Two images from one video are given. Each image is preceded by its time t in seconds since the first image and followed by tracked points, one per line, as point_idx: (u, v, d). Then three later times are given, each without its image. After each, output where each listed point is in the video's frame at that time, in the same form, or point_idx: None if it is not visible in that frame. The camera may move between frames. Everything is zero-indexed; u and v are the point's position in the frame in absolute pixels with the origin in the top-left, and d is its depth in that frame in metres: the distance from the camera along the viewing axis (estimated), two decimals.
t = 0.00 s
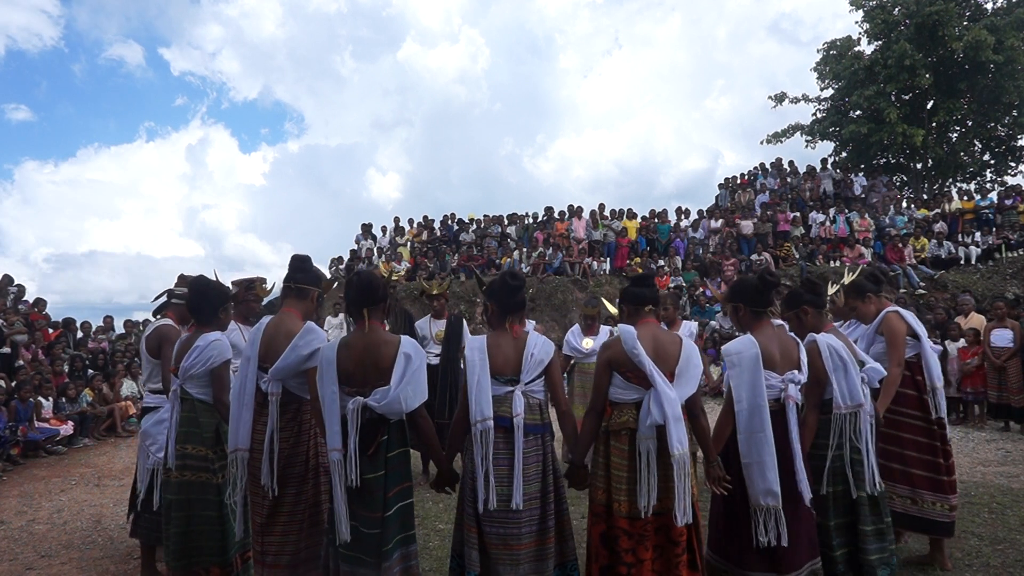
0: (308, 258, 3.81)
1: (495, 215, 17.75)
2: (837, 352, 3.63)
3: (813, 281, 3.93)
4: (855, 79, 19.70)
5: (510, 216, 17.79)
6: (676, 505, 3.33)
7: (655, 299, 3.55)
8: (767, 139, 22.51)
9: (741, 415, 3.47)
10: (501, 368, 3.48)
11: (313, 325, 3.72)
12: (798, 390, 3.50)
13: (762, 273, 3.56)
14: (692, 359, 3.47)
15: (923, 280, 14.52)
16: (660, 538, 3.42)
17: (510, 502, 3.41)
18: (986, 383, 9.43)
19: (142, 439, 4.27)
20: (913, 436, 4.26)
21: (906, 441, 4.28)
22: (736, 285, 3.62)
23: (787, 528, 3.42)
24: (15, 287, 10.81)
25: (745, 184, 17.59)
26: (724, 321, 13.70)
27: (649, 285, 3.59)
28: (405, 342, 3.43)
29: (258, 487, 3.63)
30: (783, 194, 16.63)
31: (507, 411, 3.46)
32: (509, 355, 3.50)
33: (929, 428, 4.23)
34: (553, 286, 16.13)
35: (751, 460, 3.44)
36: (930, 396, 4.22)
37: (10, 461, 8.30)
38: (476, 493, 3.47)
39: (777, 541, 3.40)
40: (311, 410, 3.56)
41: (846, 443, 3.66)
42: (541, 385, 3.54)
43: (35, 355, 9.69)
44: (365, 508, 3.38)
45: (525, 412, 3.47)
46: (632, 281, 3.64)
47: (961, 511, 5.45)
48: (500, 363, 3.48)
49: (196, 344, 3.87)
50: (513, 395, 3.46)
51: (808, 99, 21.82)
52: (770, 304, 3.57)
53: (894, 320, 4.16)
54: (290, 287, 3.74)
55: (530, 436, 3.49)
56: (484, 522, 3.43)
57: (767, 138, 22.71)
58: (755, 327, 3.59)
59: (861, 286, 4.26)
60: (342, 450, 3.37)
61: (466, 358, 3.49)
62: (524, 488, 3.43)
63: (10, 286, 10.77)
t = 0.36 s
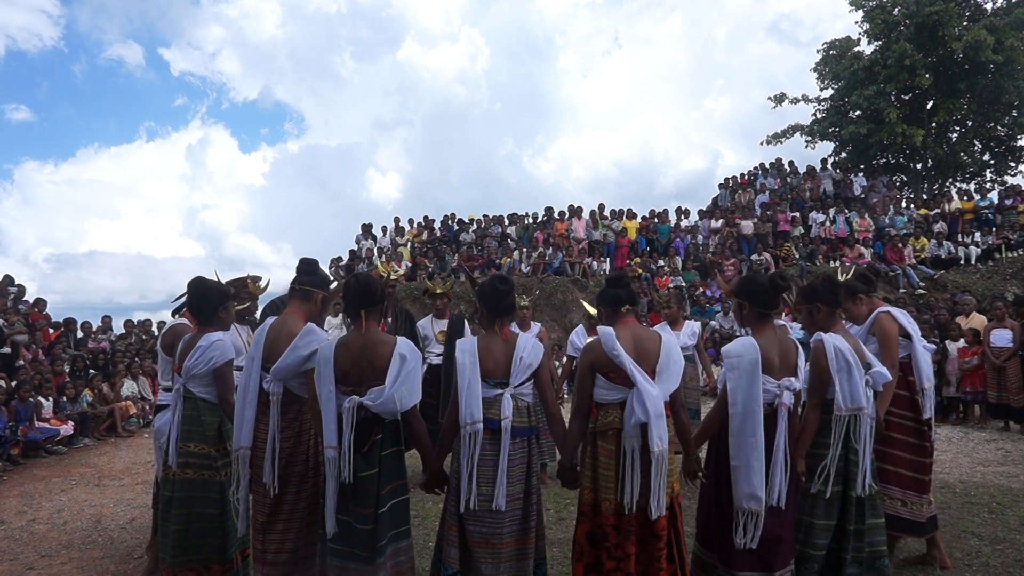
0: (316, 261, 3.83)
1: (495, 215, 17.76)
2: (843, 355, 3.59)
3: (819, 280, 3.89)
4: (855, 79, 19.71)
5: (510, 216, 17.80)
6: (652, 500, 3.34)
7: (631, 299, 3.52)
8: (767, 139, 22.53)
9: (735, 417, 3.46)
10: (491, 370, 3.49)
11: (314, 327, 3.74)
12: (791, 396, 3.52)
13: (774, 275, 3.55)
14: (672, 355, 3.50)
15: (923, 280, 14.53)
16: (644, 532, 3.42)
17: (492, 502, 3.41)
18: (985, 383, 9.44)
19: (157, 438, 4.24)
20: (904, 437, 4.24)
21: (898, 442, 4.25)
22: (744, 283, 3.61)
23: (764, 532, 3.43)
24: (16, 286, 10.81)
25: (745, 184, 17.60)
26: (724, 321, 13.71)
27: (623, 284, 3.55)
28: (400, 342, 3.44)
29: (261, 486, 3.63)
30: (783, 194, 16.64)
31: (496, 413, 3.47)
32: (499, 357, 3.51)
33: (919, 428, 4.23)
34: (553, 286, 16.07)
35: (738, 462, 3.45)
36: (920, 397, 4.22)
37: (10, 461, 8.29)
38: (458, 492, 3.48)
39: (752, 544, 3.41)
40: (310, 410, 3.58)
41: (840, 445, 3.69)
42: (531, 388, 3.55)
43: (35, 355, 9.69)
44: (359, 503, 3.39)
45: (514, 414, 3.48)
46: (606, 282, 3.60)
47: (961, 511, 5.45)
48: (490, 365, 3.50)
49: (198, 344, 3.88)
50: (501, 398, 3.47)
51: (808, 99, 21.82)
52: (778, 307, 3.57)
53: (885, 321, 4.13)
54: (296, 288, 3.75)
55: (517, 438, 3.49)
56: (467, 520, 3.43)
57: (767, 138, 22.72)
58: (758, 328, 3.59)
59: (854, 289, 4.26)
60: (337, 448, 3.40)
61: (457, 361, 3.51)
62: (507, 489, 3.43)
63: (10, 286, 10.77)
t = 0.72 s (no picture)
0: (314, 262, 3.80)
1: (495, 215, 17.76)
2: (866, 351, 3.59)
3: (846, 279, 3.88)
4: (855, 79, 19.71)
5: (511, 216, 17.80)
6: (668, 502, 3.35)
7: (642, 301, 3.50)
8: (767, 139, 22.53)
9: (751, 415, 3.43)
10: (500, 370, 3.48)
11: (313, 326, 3.72)
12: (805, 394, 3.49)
13: (784, 273, 3.55)
14: (686, 355, 3.48)
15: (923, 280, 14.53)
16: (659, 533, 3.40)
17: (510, 502, 3.40)
18: (984, 382, 9.44)
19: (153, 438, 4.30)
20: (915, 438, 4.29)
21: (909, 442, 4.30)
22: (754, 282, 3.64)
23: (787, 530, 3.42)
24: (15, 287, 10.80)
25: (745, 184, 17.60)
26: (724, 321, 13.71)
27: (633, 285, 3.51)
28: (403, 341, 3.41)
29: (262, 486, 3.63)
30: (783, 194, 16.64)
31: (508, 412, 3.45)
32: (509, 357, 3.50)
33: (933, 431, 4.25)
34: (553, 286, 16.08)
35: (757, 461, 3.42)
36: (937, 401, 4.22)
37: (10, 461, 8.29)
38: (476, 494, 3.46)
39: (777, 542, 3.40)
40: (310, 409, 3.56)
41: (872, 441, 3.68)
42: (542, 387, 3.55)
43: (35, 355, 9.69)
44: (359, 504, 3.38)
45: (526, 413, 3.47)
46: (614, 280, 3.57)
47: (961, 511, 5.45)
48: (499, 364, 3.48)
49: (202, 342, 3.86)
50: (513, 397, 3.46)
51: (808, 99, 21.82)
52: (789, 305, 3.54)
53: (910, 322, 4.11)
54: (295, 289, 3.76)
55: (530, 438, 3.48)
56: (484, 521, 3.43)
57: (767, 138, 22.72)
58: (768, 326, 3.57)
59: (887, 280, 4.25)
60: (338, 448, 3.39)
61: (465, 360, 3.49)
62: (525, 489, 3.42)
63: (10, 286, 10.77)
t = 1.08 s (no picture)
0: (312, 261, 3.81)
1: (495, 215, 17.77)
2: (865, 348, 3.62)
3: (848, 277, 3.87)
4: (855, 79, 19.71)
5: (511, 216, 17.81)
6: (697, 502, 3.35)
7: (659, 303, 3.50)
8: (767, 139, 22.55)
9: (753, 414, 3.43)
10: (504, 367, 3.47)
11: (312, 326, 3.72)
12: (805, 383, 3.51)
13: (762, 274, 3.57)
14: (695, 358, 3.47)
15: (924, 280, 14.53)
16: (662, 535, 3.41)
17: (519, 502, 3.40)
18: (984, 383, 9.43)
19: (144, 438, 4.29)
20: (922, 439, 4.27)
21: (914, 443, 4.29)
22: (734, 286, 3.63)
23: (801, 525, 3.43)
24: (16, 287, 10.79)
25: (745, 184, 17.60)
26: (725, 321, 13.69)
27: (655, 284, 3.48)
28: (406, 341, 3.42)
29: (259, 487, 3.63)
30: (783, 194, 16.65)
31: (512, 409, 3.45)
32: (512, 355, 3.50)
33: (940, 433, 4.23)
34: (553, 286, 16.03)
35: (764, 460, 3.41)
36: (948, 403, 4.21)
37: (10, 461, 8.28)
38: (479, 493, 3.46)
39: (794, 539, 3.39)
40: (310, 409, 3.55)
41: (877, 437, 3.66)
42: (544, 384, 3.54)
43: (35, 355, 9.69)
44: (364, 507, 3.38)
45: (529, 410, 3.46)
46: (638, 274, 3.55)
47: (961, 511, 5.45)
48: (502, 362, 3.48)
49: (202, 342, 3.89)
50: (515, 394, 3.46)
51: (808, 99, 21.83)
52: (772, 304, 3.57)
53: (918, 322, 4.10)
54: (294, 288, 3.75)
55: (534, 435, 3.48)
56: (489, 521, 3.42)
57: (767, 138, 22.73)
58: (756, 326, 3.59)
59: (900, 277, 4.28)
60: (341, 449, 3.38)
61: (466, 357, 3.48)
62: (531, 487, 3.42)
63: (10, 286, 10.76)
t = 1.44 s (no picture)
0: (313, 262, 3.81)
1: (495, 215, 17.77)
2: (830, 353, 3.60)
3: (830, 282, 3.89)
4: (855, 79, 19.71)
5: (511, 216, 17.81)
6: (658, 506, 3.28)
7: (643, 306, 3.48)
8: (767, 139, 22.55)
9: (727, 417, 3.43)
10: (491, 367, 3.48)
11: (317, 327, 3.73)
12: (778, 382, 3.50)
13: (734, 276, 3.56)
14: (672, 367, 3.44)
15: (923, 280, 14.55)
16: (642, 538, 3.38)
17: (503, 500, 3.40)
18: (985, 383, 9.43)
19: (153, 436, 4.32)
20: (908, 442, 4.19)
21: (899, 446, 4.22)
22: (707, 288, 3.62)
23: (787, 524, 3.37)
24: (16, 287, 10.79)
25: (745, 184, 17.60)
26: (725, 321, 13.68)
27: (640, 287, 3.48)
28: (399, 341, 3.42)
29: (259, 484, 3.64)
30: (783, 194, 16.65)
31: (498, 410, 3.45)
32: (499, 354, 3.51)
33: (926, 436, 4.16)
34: (553, 286, 16.03)
35: (743, 462, 3.37)
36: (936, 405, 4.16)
37: (10, 461, 8.28)
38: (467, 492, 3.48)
39: (780, 539, 3.34)
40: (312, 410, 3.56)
41: (834, 446, 3.68)
42: (531, 384, 3.55)
43: (35, 355, 9.69)
44: (361, 503, 3.38)
45: (516, 410, 3.47)
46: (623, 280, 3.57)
47: (961, 511, 5.45)
48: (490, 362, 3.49)
49: (212, 340, 3.92)
50: (502, 394, 3.46)
51: (808, 99, 21.83)
52: (743, 308, 3.59)
53: (899, 325, 4.08)
54: (296, 291, 3.75)
55: (521, 434, 3.47)
56: (476, 521, 3.44)
57: (767, 138, 22.73)
58: (728, 329, 3.62)
59: (888, 277, 4.27)
60: (336, 448, 3.40)
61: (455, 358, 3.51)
62: (517, 485, 3.42)
63: (10, 286, 10.76)
